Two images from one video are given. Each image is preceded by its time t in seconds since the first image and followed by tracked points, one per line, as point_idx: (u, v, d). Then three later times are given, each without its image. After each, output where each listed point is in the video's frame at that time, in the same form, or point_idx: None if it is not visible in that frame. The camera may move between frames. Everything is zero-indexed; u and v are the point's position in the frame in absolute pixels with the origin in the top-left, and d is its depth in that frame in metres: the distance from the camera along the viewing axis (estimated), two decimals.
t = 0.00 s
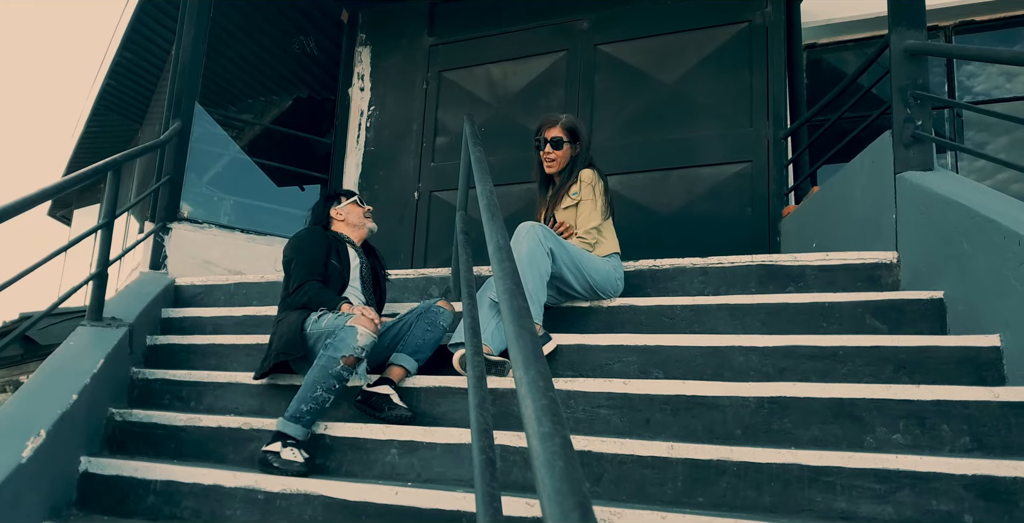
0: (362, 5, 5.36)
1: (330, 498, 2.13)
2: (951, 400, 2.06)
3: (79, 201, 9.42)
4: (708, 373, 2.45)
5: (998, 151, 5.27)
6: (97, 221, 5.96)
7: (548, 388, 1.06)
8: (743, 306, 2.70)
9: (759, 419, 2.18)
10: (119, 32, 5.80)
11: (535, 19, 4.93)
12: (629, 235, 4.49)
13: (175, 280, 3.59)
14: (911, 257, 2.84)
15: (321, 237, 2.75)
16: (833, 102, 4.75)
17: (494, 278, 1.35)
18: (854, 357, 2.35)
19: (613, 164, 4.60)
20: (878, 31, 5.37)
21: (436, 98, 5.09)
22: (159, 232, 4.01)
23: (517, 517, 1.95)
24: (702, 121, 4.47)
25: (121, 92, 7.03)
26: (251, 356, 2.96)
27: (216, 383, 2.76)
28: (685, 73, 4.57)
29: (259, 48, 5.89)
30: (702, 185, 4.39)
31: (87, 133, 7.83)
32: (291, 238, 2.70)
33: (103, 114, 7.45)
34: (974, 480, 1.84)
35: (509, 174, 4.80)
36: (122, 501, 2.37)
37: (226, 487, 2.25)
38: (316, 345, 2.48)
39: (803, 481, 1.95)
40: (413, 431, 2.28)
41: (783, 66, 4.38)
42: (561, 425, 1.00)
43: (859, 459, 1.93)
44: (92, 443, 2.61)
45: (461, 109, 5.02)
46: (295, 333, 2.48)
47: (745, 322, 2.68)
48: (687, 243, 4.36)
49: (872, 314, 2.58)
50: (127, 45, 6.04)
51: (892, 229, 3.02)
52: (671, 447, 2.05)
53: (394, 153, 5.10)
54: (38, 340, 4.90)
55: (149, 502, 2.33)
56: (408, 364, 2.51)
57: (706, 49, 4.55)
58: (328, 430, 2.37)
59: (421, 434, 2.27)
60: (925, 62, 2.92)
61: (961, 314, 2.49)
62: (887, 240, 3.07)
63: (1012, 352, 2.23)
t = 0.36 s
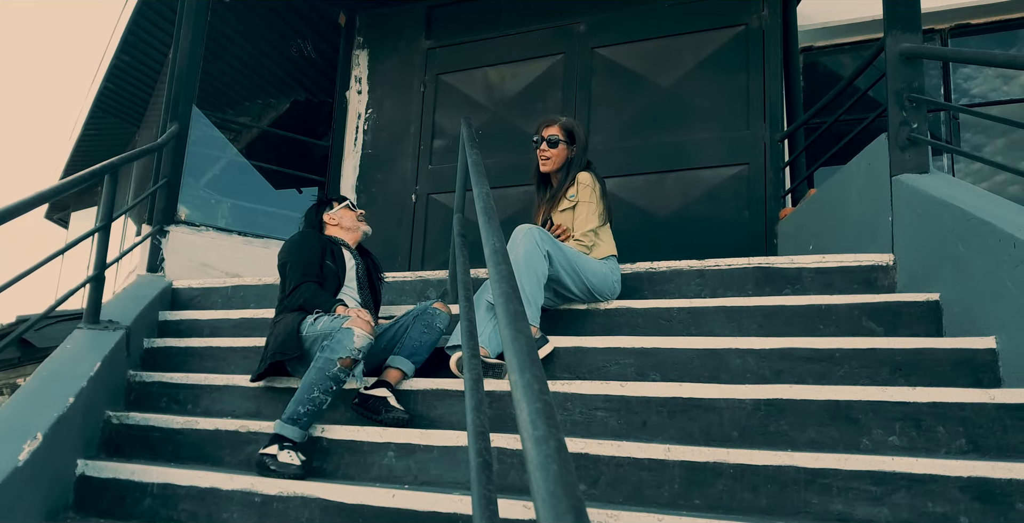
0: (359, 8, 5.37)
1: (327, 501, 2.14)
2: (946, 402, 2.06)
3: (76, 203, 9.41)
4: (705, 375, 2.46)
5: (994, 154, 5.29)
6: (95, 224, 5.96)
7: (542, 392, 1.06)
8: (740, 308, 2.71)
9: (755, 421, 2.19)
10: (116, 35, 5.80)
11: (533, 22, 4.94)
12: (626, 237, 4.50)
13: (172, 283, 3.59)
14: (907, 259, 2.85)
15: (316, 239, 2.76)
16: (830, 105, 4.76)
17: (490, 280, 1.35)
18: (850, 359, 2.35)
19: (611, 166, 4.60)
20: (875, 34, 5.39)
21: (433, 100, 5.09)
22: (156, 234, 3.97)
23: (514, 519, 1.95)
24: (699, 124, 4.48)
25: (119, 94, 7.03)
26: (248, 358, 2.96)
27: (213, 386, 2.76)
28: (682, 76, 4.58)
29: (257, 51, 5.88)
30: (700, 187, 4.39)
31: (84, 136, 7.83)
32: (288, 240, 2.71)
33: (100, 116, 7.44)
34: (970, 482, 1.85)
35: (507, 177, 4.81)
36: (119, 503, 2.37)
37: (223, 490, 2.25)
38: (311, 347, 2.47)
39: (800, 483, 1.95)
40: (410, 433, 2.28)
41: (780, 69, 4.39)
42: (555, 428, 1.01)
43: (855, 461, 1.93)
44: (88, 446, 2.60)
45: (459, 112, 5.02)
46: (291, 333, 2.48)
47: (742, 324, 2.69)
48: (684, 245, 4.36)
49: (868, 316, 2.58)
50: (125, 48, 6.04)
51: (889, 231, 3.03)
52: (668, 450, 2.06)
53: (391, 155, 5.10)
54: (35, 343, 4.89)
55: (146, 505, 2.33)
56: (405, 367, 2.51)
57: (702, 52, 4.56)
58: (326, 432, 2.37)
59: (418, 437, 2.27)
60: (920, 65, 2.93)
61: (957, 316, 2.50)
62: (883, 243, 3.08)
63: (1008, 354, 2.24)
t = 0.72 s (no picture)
0: (358, 6, 5.37)
1: (325, 499, 2.14)
2: (943, 400, 2.07)
3: (75, 202, 9.41)
4: (702, 373, 2.46)
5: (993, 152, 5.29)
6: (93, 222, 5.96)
7: (539, 389, 1.07)
8: (738, 306, 2.71)
9: (753, 419, 2.19)
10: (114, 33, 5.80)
11: (531, 20, 4.94)
12: (624, 235, 4.50)
13: (170, 281, 3.59)
14: (904, 258, 2.85)
15: (315, 238, 2.76)
16: (828, 104, 4.77)
17: (487, 279, 1.36)
18: (847, 357, 2.36)
19: (609, 165, 4.60)
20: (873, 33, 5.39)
21: (432, 99, 5.09)
22: (155, 232, 3.96)
23: (512, 517, 1.95)
24: (697, 122, 4.48)
25: (117, 93, 7.03)
26: (246, 357, 2.96)
27: (211, 385, 2.76)
28: (680, 75, 4.58)
29: (255, 49, 5.89)
30: (698, 186, 4.40)
31: (82, 134, 7.82)
32: (286, 238, 2.71)
33: (98, 115, 7.44)
34: (966, 480, 1.85)
35: (505, 175, 4.81)
36: (117, 502, 2.37)
37: (221, 488, 2.25)
38: (309, 344, 2.49)
39: (796, 481, 1.96)
40: (408, 431, 2.28)
41: (778, 68, 4.40)
42: (552, 426, 1.01)
43: (852, 459, 1.94)
44: (86, 444, 2.60)
45: (457, 110, 5.02)
46: (287, 333, 2.48)
47: (740, 323, 2.69)
48: (682, 243, 4.37)
49: (865, 315, 2.59)
50: (123, 46, 6.04)
51: (886, 230, 3.03)
52: (666, 448, 2.06)
53: (390, 154, 5.10)
54: (33, 342, 4.89)
55: (144, 503, 2.33)
56: (404, 365, 2.51)
57: (700, 51, 4.56)
58: (324, 430, 2.37)
59: (416, 435, 2.27)
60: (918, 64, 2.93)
61: (953, 314, 2.51)
62: (880, 241, 3.09)
63: (1005, 353, 2.25)
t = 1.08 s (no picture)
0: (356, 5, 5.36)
1: (325, 498, 2.14)
2: (942, 397, 2.07)
3: (73, 202, 9.40)
4: (701, 371, 2.47)
5: (991, 149, 5.30)
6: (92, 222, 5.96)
7: (538, 388, 1.07)
8: (737, 304, 2.71)
9: (752, 417, 2.19)
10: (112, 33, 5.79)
11: (530, 19, 4.93)
12: (623, 233, 4.50)
13: (170, 281, 3.59)
14: (902, 255, 2.86)
15: (325, 235, 2.73)
16: (826, 101, 4.77)
17: (486, 277, 1.36)
18: (846, 355, 2.36)
19: (608, 163, 4.60)
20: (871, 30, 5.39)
21: (431, 98, 5.09)
22: (154, 232, 3.97)
23: (512, 516, 1.95)
24: (696, 120, 4.48)
25: (116, 93, 7.01)
26: (246, 356, 2.96)
27: (211, 384, 2.76)
28: (679, 72, 4.58)
29: (254, 49, 5.89)
30: (696, 184, 4.40)
31: (81, 134, 7.81)
32: (294, 233, 2.70)
33: (96, 115, 7.43)
34: (965, 477, 1.86)
35: (504, 174, 4.80)
36: (117, 502, 2.37)
37: (222, 488, 2.25)
38: (308, 339, 2.48)
39: (796, 479, 1.96)
40: (408, 431, 2.29)
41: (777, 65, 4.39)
42: (552, 424, 1.01)
43: (851, 456, 1.94)
44: (86, 444, 2.61)
45: (456, 109, 5.02)
46: (286, 331, 2.48)
47: (739, 320, 2.69)
48: (682, 241, 4.37)
49: (864, 312, 2.59)
50: (121, 46, 6.03)
51: (885, 228, 3.04)
52: (665, 446, 2.06)
53: (389, 153, 5.10)
54: (33, 342, 4.89)
55: (144, 503, 2.33)
56: (402, 366, 2.51)
57: (699, 48, 4.56)
58: (324, 429, 2.37)
59: (415, 434, 2.27)
60: (916, 61, 2.93)
61: (952, 312, 2.51)
62: (879, 239, 3.09)
63: (1004, 350, 2.25)
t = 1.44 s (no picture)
0: (356, 10, 5.37)
1: (324, 504, 2.14)
2: (941, 404, 2.07)
3: (72, 206, 9.39)
4: (701, 377, 2.47)
5: (990, 156, 5.32)
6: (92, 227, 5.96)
7: (539, 395, 1.07)
8: (736, 310, 2.72)
9: (752, 423, 2.19)
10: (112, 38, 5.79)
11: (529, 25, 4.95)
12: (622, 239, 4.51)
13: (169, 286, 3.58)
14: (901, 261, 2.86)
15: (334, 241, 2.72)
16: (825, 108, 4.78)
17: (486, 284, 1.36)
18: (846, 361, 2.36)
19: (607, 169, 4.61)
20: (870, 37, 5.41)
21: (430, 103, 5.10)
22: (153, 237, 4.02)
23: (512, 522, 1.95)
24: (695, 126, 4.50)
25: (116, 97, 7.02)
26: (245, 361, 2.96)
27: (210, 389, 2.76)
28: (677, 79, 4.59)
29: (253, 53, 5.92)
30: (695, 190, 4.41)
31: (80, 139, 7.81)
32: (300, 235, 2.68)
33: (96, 120, 7.44)
34: (964, 484, 1.86)
35: (504, 179, 4.81)
36: (115, 507, 2.36)
37: (221, 493, 2.25)
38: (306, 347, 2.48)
39: (796, 485, 1.96)
40: (407, 437, 2.28)
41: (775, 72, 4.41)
42: (553, 431, 1.01)
43: (851, 463, 1.94)
44: (85, 449, 2.60)
45: (456, 115, 5.03)
46: (286, 339, 2.48)
47: (738, 327, 2.70)
48: (681, 247, 4.38)
49: (864, 319, 2.60)
50: (121, 51, 6.04)
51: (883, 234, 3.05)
52: (665, 452, 2.06)
53: (389, 158, 5.11)
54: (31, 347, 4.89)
55: (143, 508, 2.32)
56: (400, 372, 2.50)
57: (698, 55, 4.57)
58: (323, 435, 2.37)
59: (415, 440, 2.27)
60: (915, 68, 2.94)
61: (951, 318, 2.51)
62: (878, 245, 3.10)
63: (1003, 357, 2.25)
